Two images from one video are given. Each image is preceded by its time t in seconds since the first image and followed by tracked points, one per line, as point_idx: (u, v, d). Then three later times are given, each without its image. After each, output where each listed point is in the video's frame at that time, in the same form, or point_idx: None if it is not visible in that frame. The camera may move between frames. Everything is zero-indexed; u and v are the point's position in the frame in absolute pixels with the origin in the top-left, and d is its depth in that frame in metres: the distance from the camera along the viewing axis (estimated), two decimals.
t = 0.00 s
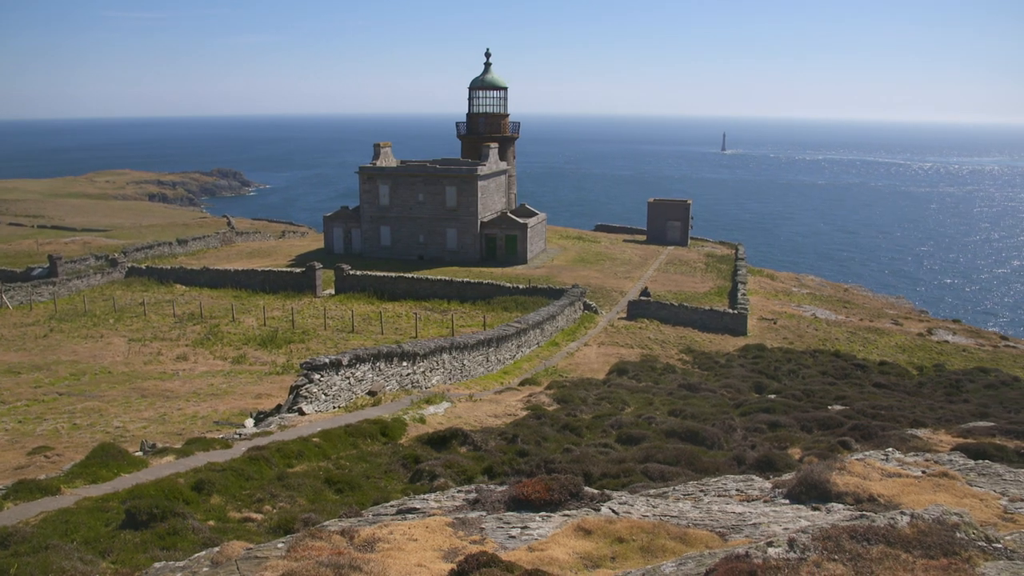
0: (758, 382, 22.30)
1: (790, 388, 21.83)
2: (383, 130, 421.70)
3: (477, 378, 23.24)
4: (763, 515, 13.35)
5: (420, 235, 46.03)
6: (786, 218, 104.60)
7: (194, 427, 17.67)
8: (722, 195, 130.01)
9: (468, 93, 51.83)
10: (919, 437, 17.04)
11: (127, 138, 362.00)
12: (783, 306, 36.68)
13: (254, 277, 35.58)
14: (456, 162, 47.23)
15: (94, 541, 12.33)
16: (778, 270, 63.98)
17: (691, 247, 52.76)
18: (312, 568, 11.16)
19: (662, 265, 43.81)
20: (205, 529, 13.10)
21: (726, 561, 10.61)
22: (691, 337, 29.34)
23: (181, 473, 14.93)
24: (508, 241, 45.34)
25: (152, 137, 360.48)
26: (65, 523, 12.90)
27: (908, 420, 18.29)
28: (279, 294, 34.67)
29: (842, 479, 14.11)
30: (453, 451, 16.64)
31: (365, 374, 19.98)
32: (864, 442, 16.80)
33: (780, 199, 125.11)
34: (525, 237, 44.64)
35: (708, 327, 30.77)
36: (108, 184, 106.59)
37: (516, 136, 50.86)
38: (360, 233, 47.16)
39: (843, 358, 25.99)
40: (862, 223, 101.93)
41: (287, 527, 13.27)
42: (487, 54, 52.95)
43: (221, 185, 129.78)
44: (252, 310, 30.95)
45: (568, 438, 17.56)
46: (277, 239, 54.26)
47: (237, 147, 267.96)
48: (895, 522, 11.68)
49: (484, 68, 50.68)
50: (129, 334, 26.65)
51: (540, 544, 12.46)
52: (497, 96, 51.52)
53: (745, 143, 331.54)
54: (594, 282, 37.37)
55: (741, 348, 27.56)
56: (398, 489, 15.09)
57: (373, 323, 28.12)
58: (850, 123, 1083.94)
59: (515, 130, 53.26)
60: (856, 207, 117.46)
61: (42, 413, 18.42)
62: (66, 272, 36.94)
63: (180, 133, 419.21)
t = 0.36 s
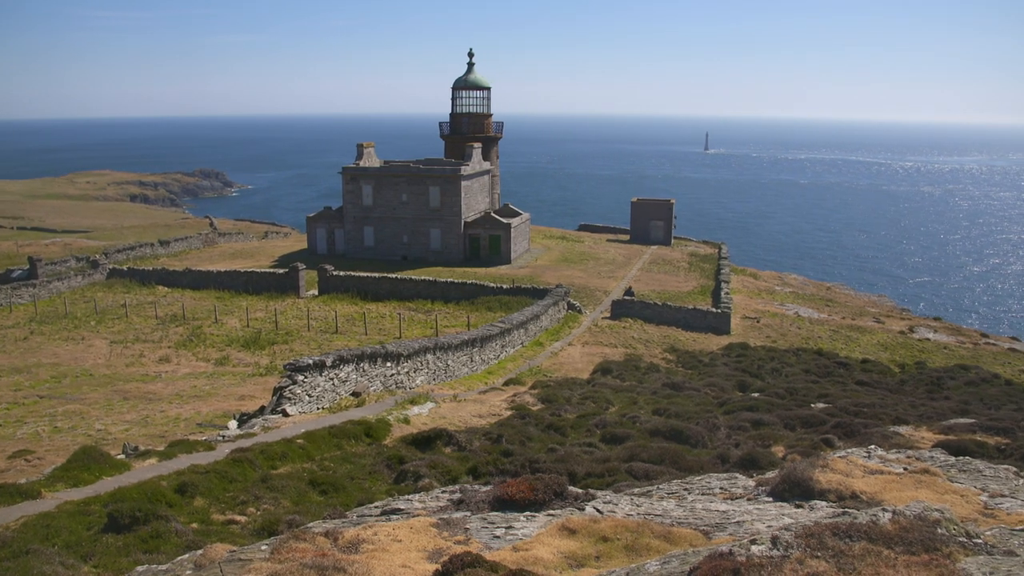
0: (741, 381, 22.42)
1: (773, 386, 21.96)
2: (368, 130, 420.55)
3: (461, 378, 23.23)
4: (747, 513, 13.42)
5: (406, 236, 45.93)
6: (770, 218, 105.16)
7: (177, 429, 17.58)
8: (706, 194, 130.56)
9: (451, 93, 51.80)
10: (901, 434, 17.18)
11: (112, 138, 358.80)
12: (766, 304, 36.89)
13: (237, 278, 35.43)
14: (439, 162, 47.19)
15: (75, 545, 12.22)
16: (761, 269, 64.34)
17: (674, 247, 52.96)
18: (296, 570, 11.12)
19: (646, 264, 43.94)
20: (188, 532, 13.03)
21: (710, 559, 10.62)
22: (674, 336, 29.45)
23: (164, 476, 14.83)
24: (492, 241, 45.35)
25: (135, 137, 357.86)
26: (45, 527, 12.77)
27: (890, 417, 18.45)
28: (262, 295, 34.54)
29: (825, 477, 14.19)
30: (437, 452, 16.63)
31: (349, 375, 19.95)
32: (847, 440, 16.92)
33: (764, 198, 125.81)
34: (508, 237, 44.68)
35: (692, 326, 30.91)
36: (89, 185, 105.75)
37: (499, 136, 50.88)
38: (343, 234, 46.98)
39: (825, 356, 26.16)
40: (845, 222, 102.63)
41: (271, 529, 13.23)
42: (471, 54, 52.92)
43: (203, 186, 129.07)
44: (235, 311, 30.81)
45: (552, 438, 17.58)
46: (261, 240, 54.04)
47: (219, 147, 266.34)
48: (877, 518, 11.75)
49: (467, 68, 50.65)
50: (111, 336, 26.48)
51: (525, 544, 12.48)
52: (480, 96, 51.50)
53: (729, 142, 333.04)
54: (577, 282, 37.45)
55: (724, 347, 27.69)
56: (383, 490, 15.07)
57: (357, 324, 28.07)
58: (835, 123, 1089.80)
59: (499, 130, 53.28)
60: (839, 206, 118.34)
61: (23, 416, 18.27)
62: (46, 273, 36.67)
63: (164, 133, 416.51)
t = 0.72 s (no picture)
0: (725, 379, 22.54)
1: (757, 384, 22.08)
2: (354, 130, 419.21)
3: (445, 378, 23.22)
4: (731, 511, 13.47)
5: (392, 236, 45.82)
6: (753, 217, 105.70)
7: (160, 431, 17.49)
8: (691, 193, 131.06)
9: (434, 93, 51.77)
10: (883, 431, 17.32)
11: (95, 138, 356.20)
12: (749, 303, 37.08)
13: (220, 279, 35.27)
14: (422, 162, 47.13)
15: (57, 549, 12.11)
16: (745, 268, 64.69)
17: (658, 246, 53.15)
18: (280, 572, 11.07)
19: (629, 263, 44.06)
20: (172, 535, 12.95)
21: (693, 557, 10.64)
22: (658, 335, 29.56)
23: (147, 479, 14.74)
24: (475, 241, 45.38)
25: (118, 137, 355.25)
26: (26, 531, 12.64)
27: (872, 414, 18.61)
28: (245, 296, 34.39)
29: (808, 474, 14.27)
30: (422, 452, 16.63)
31: (333, 376, 19.90)
32: (830, 437, 17.03)
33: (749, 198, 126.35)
34: (492, 236, 44.74)
35: (675, 325, 31.05)
36: (69, 186, 104.89)
37: (482, 136, 50.87)
38: (327, 234, 46.79)
39: (808, 354, 26.33)
40: (828, 221, 103.31)
41: (255, 531, 13.18)
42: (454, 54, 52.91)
43: (185, 188, 128.39)
44: (218, 312, 30.66)
45: (537, 438, 17.61)
46: (244, 240, 53.82)
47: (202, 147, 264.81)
48: (860, 515, 11.82)
49: (450, 68, 50.63)
50: (92, 338, 26.30)
51: (509, 544, 12.48)
52: (463, 96, 51.49)
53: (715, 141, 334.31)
54: (561, 281, 37.52)
55: (708, 346, 27.83)
56: (367, 492, 15.05)
57: (341, 324, 28.01)
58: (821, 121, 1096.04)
59: (482, 130, 53.28)
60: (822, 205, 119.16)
61: (3, 420, 18.12)
62: (26, 275, 36.40)
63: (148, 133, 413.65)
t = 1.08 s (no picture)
0: (708, 378, 22.66)
1: (740, 382, 22.21)
2: (339, 130, 417.68)
3: (430, 379, 23.22)
4: (714, 509, 13.54)
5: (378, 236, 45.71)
6: (737, 216, 106.19)
7: (142, 434, 17.40)
8: (675, 193, 131.60)
9: (417, 94, 51.67)
10: (865, 429, 17.47)
11: (79, 139, 352.88)
12: (733, 302, 37.30)
13: (202, 281, 35.09)
14: (405, 162, 47.04)
15: (37, 553, 11.97)
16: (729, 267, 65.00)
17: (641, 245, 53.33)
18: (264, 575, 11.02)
19: (613, 263, 44.17)
20: (155, 538, 12.86)
21: (677, 555, 10.66)
22: (642, 334, 29.69)
23: (129, 482, 14.64)
24: (459, 241, 45.38)
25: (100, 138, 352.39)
26: (6, 535, 12.50)
27: (855, 412, 18.76)
28: (227, 297, 34.23)
29: (791, 472, 14.35)
30: (406, 453, 16.62)
31: (317, 377, 19.84)
32: (812, 435, 17.16)
33: (734, 197, 126.91)
34: (476, 236, 44.74)
35: (659, 324, 31.19)
36: (49, 187, 103.90)
37: (465, 136, 50.77)
38: (310, 235, 46.59)
39: (791, 353, 26.50)
40: (811, 219, 103.96)
41: (239, 534, 13.12)
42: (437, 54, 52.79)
43: (167, 189, 127.55)
44: (201, 314, 30.50)
45: (521, 438, 17.64)
46: (226, 241, 53.58)
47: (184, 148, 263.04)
48: (842, 512, 11.89)
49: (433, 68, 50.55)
50: (73, 340, 26.10)
51: (494, 544, 12.49)
52: (446, 96, 51.41)
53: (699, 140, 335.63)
54: (546, 281, 37.58)
55: (692, 344, 27.96)
56: (351, 493, 15.03)
57: (324, 325, 27.94)
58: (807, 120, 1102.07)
59: (466, 130, 53.24)
60: (805, 204, 119.93)
61: None
62: (5, 278, 36.09)
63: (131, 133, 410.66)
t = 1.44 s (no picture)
0: (693, 377, 22.76)
1: (725, 381, 22.31)
2: (326, 130, 416.31)
3: (415, 379, 23.20)
4: (699, 508, 13.59)
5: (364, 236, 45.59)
6: (723, 215, 106.59)
7: (125, 437, 17.31)
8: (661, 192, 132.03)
9: (401, 94, 51.60)
10: (849, 426, 17.60)
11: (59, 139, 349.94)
12: (717, 301, 37.47)
13: (186, 282, 34.92)
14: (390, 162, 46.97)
15: (19, 557, 11.87)
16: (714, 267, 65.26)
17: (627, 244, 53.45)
18: None
19: (598, 262, 44.26)
20: (139, 541, 12.78)
21: (662, 553, 10.66)
22: (627, 333, 29.78)
23: (113, 484, 14.56)
24: (444, 241, 45.33)
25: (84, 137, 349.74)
26: None
27: (839, 409, 18.90)
28: (211, 298, 34.07)
29: (775, 470, 14.42)
30: (391, 454, 16.61)
31: (302, 378, 19.78)
32: (797, 433, 17.27)
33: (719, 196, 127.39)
34: (461, 236, 44.71)
35: (644, 323, 31.29)
36: (30, 188, 103.01)
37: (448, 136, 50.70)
38: (295, 235, 46.41)
39: (775, 351, 26.64)
40: (796, 218, 104.52)
41: (224, 536, 13.07)
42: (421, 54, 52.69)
43: (150, 189, 126.71)
44: (184, 315, 30.35)
45: (507, 437, 17.66)
46: (209, 242, 53.33)
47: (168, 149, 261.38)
48: (826, 510, 11.95)
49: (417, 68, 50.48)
50: (56, 343, 25.92)
51: (479, 544, 12.50)
52: (430, 96, 51.36)
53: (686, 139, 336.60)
54: (531, 280, 37.62)
55: (677, 343, 28.05)
56: (337, 494, 15.01)
57: (309, 326, 27.86)
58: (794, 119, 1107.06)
59: (451, 130, 53.20)
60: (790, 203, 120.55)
61: None
62: None
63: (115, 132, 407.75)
